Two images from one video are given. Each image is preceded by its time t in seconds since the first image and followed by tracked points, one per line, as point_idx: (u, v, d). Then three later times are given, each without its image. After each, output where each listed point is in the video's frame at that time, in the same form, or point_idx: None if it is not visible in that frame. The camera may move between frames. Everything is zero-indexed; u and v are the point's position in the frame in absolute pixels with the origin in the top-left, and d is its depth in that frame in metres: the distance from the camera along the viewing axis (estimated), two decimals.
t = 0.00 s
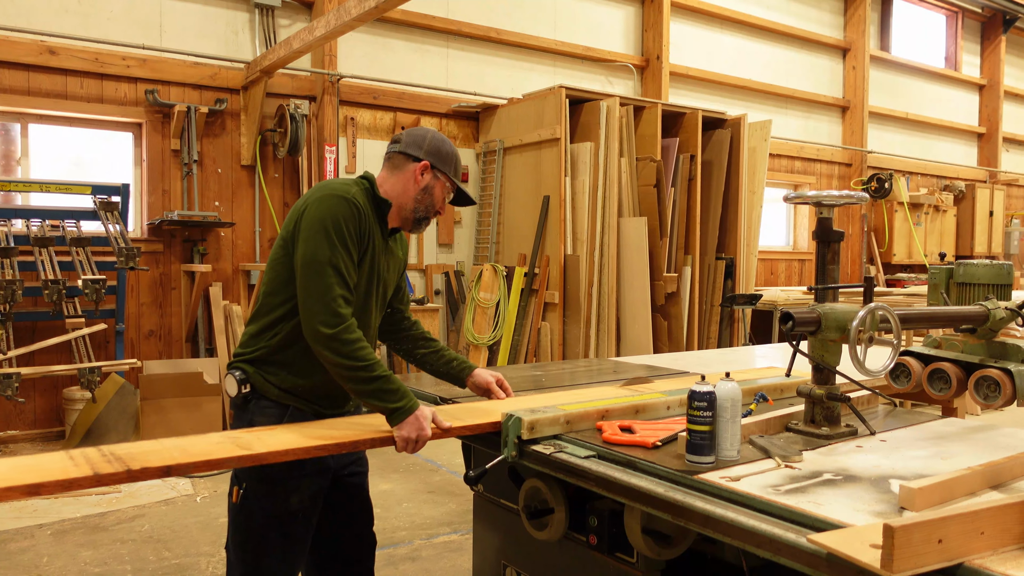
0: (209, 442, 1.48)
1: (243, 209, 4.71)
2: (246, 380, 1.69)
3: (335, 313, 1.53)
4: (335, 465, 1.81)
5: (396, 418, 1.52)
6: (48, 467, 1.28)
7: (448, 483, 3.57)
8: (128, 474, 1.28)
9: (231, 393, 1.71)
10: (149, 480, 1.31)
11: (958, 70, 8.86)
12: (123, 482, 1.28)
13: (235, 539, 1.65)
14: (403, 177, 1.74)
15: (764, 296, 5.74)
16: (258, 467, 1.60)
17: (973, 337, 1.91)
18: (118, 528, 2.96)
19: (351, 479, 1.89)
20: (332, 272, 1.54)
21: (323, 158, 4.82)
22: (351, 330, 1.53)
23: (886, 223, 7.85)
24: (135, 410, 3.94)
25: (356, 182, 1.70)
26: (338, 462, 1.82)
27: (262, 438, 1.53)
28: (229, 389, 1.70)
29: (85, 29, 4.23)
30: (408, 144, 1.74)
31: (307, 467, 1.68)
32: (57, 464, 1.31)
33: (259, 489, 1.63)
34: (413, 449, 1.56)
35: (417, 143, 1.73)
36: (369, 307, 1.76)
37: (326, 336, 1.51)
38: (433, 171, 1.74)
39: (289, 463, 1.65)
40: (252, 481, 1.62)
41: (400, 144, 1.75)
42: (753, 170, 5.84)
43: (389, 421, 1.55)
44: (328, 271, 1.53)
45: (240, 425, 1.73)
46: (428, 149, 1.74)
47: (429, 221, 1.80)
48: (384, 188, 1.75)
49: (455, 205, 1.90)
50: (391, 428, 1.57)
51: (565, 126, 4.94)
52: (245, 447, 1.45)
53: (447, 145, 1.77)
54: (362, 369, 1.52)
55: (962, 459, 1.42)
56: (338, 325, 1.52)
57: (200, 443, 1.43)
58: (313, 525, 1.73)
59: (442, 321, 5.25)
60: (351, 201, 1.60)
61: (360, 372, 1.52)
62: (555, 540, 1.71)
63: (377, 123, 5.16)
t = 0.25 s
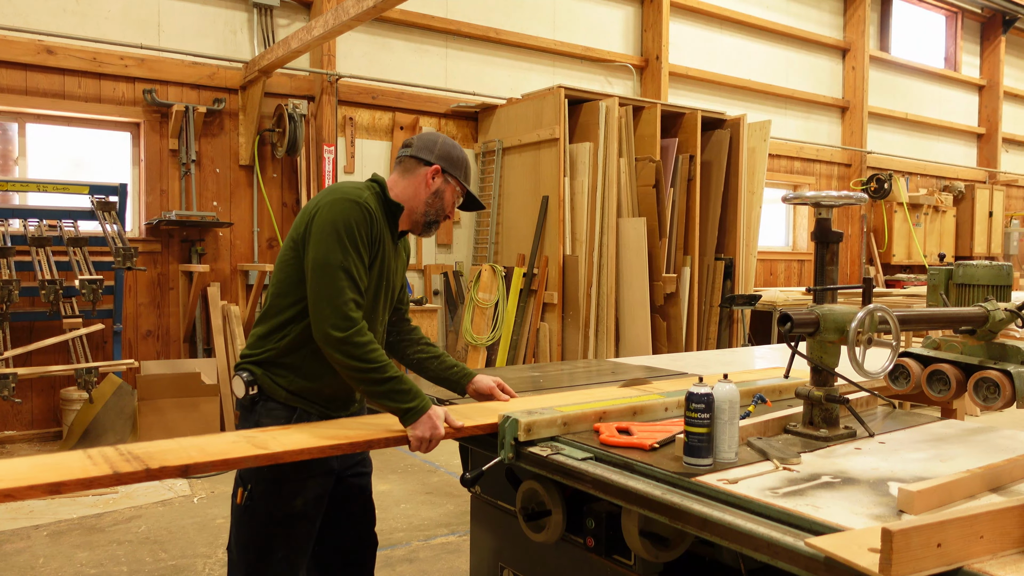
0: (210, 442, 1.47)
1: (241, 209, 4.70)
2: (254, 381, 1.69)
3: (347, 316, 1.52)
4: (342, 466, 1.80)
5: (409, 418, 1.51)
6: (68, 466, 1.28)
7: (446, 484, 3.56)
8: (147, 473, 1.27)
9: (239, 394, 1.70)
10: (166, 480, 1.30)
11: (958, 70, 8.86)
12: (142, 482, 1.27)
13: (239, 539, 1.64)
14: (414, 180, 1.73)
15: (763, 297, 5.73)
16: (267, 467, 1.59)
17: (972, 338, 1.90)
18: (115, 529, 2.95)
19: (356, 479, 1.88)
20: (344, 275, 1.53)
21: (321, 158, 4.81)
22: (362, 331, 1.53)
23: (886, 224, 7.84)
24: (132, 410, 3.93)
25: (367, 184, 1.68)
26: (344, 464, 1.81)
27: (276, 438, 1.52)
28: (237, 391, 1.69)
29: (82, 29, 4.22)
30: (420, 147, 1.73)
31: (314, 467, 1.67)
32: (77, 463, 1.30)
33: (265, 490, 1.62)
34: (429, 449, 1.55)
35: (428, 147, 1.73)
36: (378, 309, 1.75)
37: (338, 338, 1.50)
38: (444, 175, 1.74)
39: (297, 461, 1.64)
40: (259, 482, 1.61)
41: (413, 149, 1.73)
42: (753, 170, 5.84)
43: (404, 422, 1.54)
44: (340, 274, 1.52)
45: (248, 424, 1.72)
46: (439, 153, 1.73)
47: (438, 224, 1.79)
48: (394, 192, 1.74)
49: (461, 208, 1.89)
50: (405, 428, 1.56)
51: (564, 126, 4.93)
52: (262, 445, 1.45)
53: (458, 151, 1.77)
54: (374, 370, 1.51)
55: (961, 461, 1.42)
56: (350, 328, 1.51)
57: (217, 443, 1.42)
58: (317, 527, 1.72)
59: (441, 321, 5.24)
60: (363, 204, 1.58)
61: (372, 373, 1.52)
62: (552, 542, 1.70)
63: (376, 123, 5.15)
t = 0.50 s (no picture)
0: (209, 444, 1.46)
1: (238, 210, 4.69)
2: (255, 384, 1.67)
3: (355, 323, 1.51)
4: (343, 468, 1.80)
5: (425, 420, 1.52)
6: (94, 463, 1.31)
7: (443, 484, 3.55)
8: (172, 471, 1.30)
9: (240, 397, 1.68)
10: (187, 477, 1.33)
11: (956, 71, 8.85)
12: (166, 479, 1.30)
13: (241, 544, 1.63)
14: (415, 179, 1.72)
15: (762, 297, 5.72)
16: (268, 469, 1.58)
17: (971, 338, 1.89)
18: (111, 530, 2.94)
19: (357, 481, 1.87)
20: (351, 282, 1.51)
21: (319, 158, 4.80)
22: (372, 338, 1.52)
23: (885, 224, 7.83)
24: (129, 411, 3.92)
25: (368, 188, 1.66)
26: (345, 466, 1.80)
27: (297, 437, 1.53)
28: (238, 394, 1.67)
29: (79, 28, 4.21)
30: (420, 146, 1.71)
31: (315, 470, 1.66)
32: (102, 460, 1.33)
33: (266, 494, 1.61)
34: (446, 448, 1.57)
35: (429, 145, 1.71)
36: (381, 310, 1.74)
37: (348, 346, 1.49)
38: (445, 174, 1.72)
39: (300, 464, 1.63)
40: (260, 485, 1.59)
41: (412, 146, 1.72)
42: (751, 170, 5.84)
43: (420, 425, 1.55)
44: (348, 282, 1.51)
45: (249, 426, 1.70)
46: (440, 152, 1.71)
47: (440, 224, 1.78)
48: (396, 192, 1.73)
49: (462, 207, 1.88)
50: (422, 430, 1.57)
51: (563, 126, 4.92)
52: (282, 445, 1.47)
53: (459, 148, 1.75)
54: (386, 375, 1.52)
55: (959, 463, 1.41)
56: (359, 334, 1.50)
57: (239, 440, 1.46)
58: (319, 530, 1.71)
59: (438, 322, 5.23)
60: (366, 209, 1.56)
61: (383, 378, 1.51)
62: (548, 544, 1.69)
63: (374, 123, 5.14)
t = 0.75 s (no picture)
0: (204, 445, 1.45)
1: (236, 210, 4.67)
2: (248, 386, 1.65)
3: (322, 326, 1.48)
4: (338, 470, 1.78)
5: (389, 426, 1.47)
6: (108, 463, 1.31)
7: (441, 485, 3.54)
8: (186, 469, 1.30)
9: (232, 398, 1.66)
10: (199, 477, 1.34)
11: (956, 70, 8.84)
12: (180, 478, 1.31)
13: (237, 546, 1.61)
14: (413, 180, 1.71)
15: (761, 297, 5.71)
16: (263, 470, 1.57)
17: (971, 339, 1.88)
18: (107, 532, 2.93)
19: (354, 481, 1.86)
20: (323, 285, 1.49)
21: (317, 158, 4.80)
22: (334, 339, 1.48)
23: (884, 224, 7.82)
24: (126, 412, 3.91)
25: (363, 193, 1.65)
26: (341, 467, 1.79)
27: (291, 438, 1.52)
28: (231, 395, 1.65)
29: (76, 27, 4.19)
30: (418, 145, 1.70)
31: (310, 473, 1.64)
32: (116, 460, 1.33)
33: (262, 495, 1.59)
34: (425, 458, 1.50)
35: (427, 144, 1.70)
36: (373, 317, 1.72)
37: (306, 346, 1.45)
38: (443, 173, 1.71)
39: (295, 465, 1.62)
40: (255, 487, 1.58)
41: (411, 145, 1.71)
42: (750, 170, 5.83)
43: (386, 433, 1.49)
44: (318, 283, 1.48)
45: (244, 427, 1.68)
46: (438, 151, 1.70)
47: (438, 224, 1.77)
48: (392, 193, 1.71)
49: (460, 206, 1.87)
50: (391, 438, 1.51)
51: (561, 126, 4.90)
52: (296, 444, 1.47)
53: (458, 146, 1.74)
54: (346, 377, 1.47)
55: (958, 464, 1.40)
56: (322, 336, 1.46)
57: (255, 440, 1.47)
58: (315, 531, 1.70)
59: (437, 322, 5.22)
60: (351, 215, 1.54)
61: (341, 378, 1.47)
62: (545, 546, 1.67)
63: (372, 123, 5.13)
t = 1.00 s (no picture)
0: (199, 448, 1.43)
1: (234, 209, 4.66)
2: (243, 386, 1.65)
3: (249, 313, 1.39)
4: (331, 471, 1.77)
5: (210, 435, 1.31)
6: (117, 463, 1.33)
7: (438, 486, 3.53)
8: (195, 469, 1.33)
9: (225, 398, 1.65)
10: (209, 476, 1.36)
11: (955, 71, 8.83)
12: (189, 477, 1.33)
13: (230, 548, 1.60)
14: (408, 181, 1.70)
15: (761, 298, 5.69)
16: (256, 472, 1.55)
17: (969, 340, 1.87)
18: (102, 533, 2.92)
19: (347, 483, 1.85)
20: (268, 271, 1.43)
21: (315, 157, 4.80)
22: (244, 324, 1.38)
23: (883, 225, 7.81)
24: (123, 412, 3.90)
25: (352, 195, 1.64)
26: (336, 468, 1.78)
27: (285, 439, 1.51)
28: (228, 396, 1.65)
29: (73, 27, 4.18)
30: (413, 145, 1.69)
31: (302, 474, 1.63)
32: (125, 459, 1.35)
33: (255, 497, 1.58)
34: (228, 481, 1.35)
35: (423, 144, 1.69)
36: (353, 327, 1.67)
37: (205, 323, 1.34)
38: (438, 174, 1.70)
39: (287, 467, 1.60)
40: (248, 489, 1.57)
41: (406, 145, 1.69)
42: (749, 171, 5.82)
43: (202, 441, 1.34)
44: (260, 266, 1.42)
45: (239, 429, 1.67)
46: (434, 152, 1.69)
47: (433, 224, 1.76)
48: (386, 194, 1.70)
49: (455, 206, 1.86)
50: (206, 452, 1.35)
51: (560, 126, 4.89)
52: (303, 444, 1.48)
53: (453, 145, 1.73)
54: (220, 367, 1.33)
55: (957, 466, 1.39)
56: (238, 321, 1.36)
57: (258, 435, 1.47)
58: (308, 533, 1.69)
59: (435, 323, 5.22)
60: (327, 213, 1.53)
61: (212, 366, 1.33)
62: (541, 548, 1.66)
63: (371, 123, 5.11)
